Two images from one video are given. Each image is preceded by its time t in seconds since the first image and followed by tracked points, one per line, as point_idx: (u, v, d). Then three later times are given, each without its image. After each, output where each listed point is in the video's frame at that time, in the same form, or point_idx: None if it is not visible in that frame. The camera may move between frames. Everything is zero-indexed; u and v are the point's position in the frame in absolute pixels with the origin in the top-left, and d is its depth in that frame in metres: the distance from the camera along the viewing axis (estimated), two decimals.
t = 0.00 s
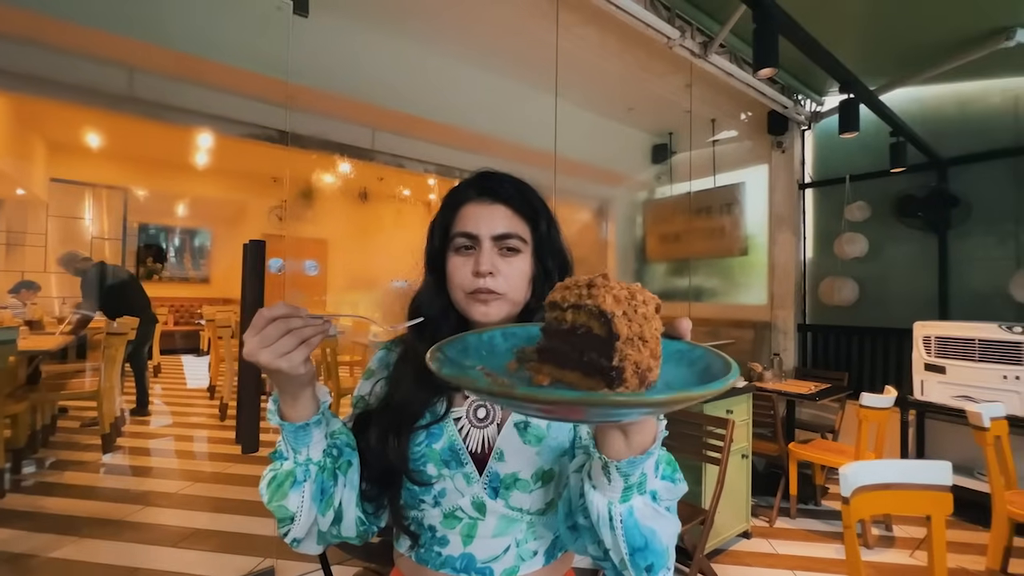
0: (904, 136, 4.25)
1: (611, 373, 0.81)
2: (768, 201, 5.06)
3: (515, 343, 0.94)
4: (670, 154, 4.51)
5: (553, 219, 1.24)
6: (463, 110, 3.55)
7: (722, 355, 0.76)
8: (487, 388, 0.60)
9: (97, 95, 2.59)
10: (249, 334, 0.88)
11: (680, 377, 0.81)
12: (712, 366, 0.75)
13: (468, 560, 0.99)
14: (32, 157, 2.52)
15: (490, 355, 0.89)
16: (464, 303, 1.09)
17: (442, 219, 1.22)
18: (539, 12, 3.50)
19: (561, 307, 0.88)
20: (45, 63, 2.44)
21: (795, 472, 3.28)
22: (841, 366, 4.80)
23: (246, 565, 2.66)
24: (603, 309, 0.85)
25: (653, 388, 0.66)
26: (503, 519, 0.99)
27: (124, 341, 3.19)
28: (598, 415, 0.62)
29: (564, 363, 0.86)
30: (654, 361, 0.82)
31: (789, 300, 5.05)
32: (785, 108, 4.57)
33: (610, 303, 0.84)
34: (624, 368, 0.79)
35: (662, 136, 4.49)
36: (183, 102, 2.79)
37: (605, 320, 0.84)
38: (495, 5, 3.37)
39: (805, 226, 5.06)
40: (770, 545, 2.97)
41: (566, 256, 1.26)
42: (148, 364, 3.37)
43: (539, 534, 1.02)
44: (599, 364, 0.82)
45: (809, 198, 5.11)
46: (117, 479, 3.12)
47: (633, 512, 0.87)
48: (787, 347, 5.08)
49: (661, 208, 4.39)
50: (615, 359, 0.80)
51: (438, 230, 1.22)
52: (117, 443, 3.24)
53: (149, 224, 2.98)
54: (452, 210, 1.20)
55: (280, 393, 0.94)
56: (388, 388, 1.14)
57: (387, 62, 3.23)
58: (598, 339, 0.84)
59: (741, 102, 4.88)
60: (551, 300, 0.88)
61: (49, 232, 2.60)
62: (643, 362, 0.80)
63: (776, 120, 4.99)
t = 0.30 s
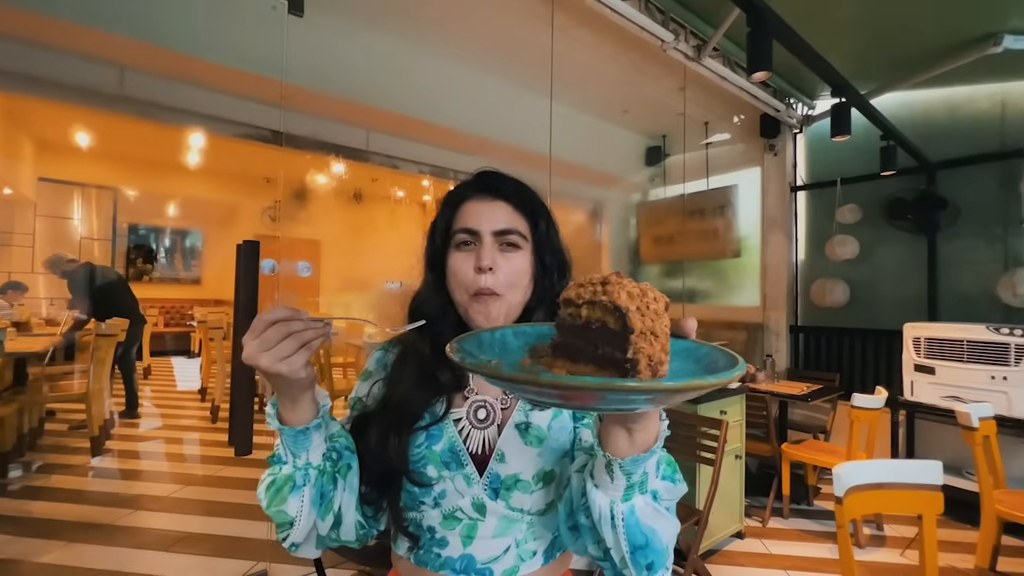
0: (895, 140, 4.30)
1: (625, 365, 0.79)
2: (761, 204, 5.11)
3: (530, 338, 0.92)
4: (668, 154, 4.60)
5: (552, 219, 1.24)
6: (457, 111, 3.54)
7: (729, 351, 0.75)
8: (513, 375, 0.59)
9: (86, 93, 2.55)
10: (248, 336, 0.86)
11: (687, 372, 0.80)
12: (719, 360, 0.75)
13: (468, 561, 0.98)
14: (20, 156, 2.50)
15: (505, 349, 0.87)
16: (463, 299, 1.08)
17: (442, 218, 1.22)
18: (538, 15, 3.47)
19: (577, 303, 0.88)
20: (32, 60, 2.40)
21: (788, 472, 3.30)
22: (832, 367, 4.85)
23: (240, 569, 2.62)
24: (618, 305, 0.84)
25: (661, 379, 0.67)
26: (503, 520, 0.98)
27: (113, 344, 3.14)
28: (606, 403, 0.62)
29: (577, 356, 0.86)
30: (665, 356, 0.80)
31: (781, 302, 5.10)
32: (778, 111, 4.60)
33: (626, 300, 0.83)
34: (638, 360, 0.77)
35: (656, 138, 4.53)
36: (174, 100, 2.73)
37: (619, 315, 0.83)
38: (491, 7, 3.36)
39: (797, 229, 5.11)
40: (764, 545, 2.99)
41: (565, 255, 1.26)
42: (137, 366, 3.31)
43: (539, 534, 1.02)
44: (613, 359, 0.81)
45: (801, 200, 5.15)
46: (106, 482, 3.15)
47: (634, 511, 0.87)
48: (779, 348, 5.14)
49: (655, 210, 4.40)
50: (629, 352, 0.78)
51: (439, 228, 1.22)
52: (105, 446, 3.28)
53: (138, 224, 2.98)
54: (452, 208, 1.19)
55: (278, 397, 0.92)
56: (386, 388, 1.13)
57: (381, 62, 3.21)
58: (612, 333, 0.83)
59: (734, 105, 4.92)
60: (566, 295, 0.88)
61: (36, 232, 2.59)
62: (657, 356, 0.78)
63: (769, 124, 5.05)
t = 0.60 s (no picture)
0: (888, 142, 4.33)
1: (645, 386, 0.83)
2: (755, 205, 5.20)
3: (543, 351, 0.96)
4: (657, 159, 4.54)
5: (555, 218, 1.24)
6: (454, 112, 3.54)
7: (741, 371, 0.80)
8: (540, 399, 0.60)
9: (79, 92, 2.53)
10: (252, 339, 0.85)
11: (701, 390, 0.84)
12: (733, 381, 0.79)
13: (471, 563, 0.97)
14: (10, 154, 2.48)
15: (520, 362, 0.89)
16: (465, 295, 1.07)
17: (445, 216, 1.21)
18: (534, 17, 3.47)
19: (594, 321, 0.90)
20: (24, 58, 2.38)
21: (782, 472, 3.32)
22: (827, 368, 4.89)
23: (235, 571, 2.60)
24: (637, 325, 0.87)
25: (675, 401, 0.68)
26: (507, 522, 0.98)
27: (106, 344, 3.06)
28: (615, 425, 0.63)
29: (594, 375, 0.88)
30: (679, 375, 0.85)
31: (776, 303, 5.16)
32: (773, 113, 4.64)
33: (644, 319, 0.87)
34: (658, 381, 0.81)
35: (651, 140, 4.55)
36: (167, 100, 2.71)
37: (639, 335, 0.87)
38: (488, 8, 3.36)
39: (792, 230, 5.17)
40: (760, 545, 3.00)
41: (568, 254, 1.25)
42: (130, 367, 3.19)
43: (541, 536, 1.01)
44: (632, 378, 0.84)
45: (796, 203, 5.21)
46: (98, 486, 3.12)
47: (636, 518, 0.87)
48: (774, 348, 5.18)
49: (652, 211, 4.42)
50: (649, 373, 0.82)
51: (443, 226, 1.22)
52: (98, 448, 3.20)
53: (131, 224, 2.90)
54: (456, 206, 1.19)
55: (282, 400, 0.91)
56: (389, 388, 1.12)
57: (377, 62, 3.20)
58: (631, 353, 0.86)
59: (729, 107, 4.97)
60: (584, 313, 0.90)
61: (26, 231, 2.58)
62: (675, 377, 0.83)
63: (764, 126, 5.10)
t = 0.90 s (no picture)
0: (882, 144, 4.36)
1: (657, 411, 0.90)
2: (750, 205, 5.23)
3: (553, 371, 1.01)
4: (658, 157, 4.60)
5: (558, 218, 1.23)
6: (451, 112, 3.53)
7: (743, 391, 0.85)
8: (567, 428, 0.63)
9: (72, 91, 2.49)
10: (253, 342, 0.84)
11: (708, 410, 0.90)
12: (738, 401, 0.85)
13: (473, 566, 0.97)
14: None
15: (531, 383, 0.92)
16: (469, 303, 1.07)
17: (447, 217, 1.21)
18: (531, 17, 3.47)
19: (607, 347, 0.99)
20: (16, 55, 2.34)
21: (778, 472, 3.34)
22: (821, 368, 4.92)
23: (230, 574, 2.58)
24: (649, 352, 0.95)
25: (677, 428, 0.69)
26: (510, 525, 0.97)
27: (97, 345, 3.09)
28: (620, 448, 0.66)
29: (607, 398, 0.97)
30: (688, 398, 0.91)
31: (770, 304, 5.21)
32: (768, 115, 4.67)
33: (656, 348, 0.94)
34: (669, 407, 0.88)
35: (647, 141, 4.55)
36: (161, 98, 2.68)
37: (650, 362, 0.94)
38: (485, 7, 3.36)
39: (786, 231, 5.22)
40: (755, 544, 3.01)
41: (570, 254, 1.25)
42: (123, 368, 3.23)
43: (542, 540, 1.01)
44: (646, 403, 0.91)
45: (791, 204, 5.26)
46: (90, 488, 3.06)
47: (632, 530, 0.86)
48: (769, 348, 5.23)
49: (648, 212, 4.43)
50: (662, 399, 0.89)
51: (444, 228, 1.21)
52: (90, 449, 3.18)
53: (121, 224, 2.87)
54: (458, 208, 1.18)
55: (285, 403, 0.90)
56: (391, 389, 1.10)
57: (374, 62, 3.19)
58: (644, 379, 0.94)
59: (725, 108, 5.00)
60: (597, 340, 0.99)
61: (17, 231, 2.53)
62: (685, 401, 0.89)
63: (759, 127, 5.14)
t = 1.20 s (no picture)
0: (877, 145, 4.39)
1: (678, 428, 0.91)
2: (747, 204, 5.26)
3: (569, 386, 1.03)
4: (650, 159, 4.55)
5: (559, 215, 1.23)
6: (448, 112, 3.52)
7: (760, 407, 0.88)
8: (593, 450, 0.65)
9: (65, 89, 2.46)
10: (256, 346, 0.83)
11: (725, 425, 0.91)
12: (752, 417, 0.87)
13: (477, 570, 0.96)
14: None
15: (549, 400, 0.94)
16: (470, 294, 1.06)
17: (449, 213, 1.20)
18: (529, 17, 3.59)
19: (626, 366, 1.02)
20: (9, 53, 2.32)
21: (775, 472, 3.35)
22: (816, 368, 4.95)
23: None
24: (669, 371, 0.98)
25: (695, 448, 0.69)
26: (515, 528, 0.96)
27: (92, 345, 3.03)
28: (636, 465, 0.67)
29: (628, 415, 0.99)
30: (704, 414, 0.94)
31: (766, 304, 5.26)
32: (763, 116, 4.70)
33: (675, 367, 0.98)
34: (690, 424, 0.89)
35: (644, 141, 4.56)
36: (156, 97, 2.65)
37: (670, 380, 0.97)
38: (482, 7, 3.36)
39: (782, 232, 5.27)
40: (752, 544, 3.02)
41: (571, 251, 1.25)
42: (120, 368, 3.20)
43: (547, 542, 1.01)
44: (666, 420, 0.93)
45: (786, 204, 5.32)
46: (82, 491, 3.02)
47: (638, 535, 0.87)
48: (765, 348, 5.28)
49: (644, 213, 4.43)
50: (682, 417, 0.91)
51: (445, 224, 1.20)
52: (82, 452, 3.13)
53: (116, 223, 2.76)
54: (460, 203, 1.18)
55: (287, 408, 0.89)
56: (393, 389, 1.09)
57: (370, 61, 3.18)
58: (664, 397, 0.97)
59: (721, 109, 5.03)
60: (616, 358, 1.01)
61: (8, 231, 2.47)
62: (703, 417, 0.90)
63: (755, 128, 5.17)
